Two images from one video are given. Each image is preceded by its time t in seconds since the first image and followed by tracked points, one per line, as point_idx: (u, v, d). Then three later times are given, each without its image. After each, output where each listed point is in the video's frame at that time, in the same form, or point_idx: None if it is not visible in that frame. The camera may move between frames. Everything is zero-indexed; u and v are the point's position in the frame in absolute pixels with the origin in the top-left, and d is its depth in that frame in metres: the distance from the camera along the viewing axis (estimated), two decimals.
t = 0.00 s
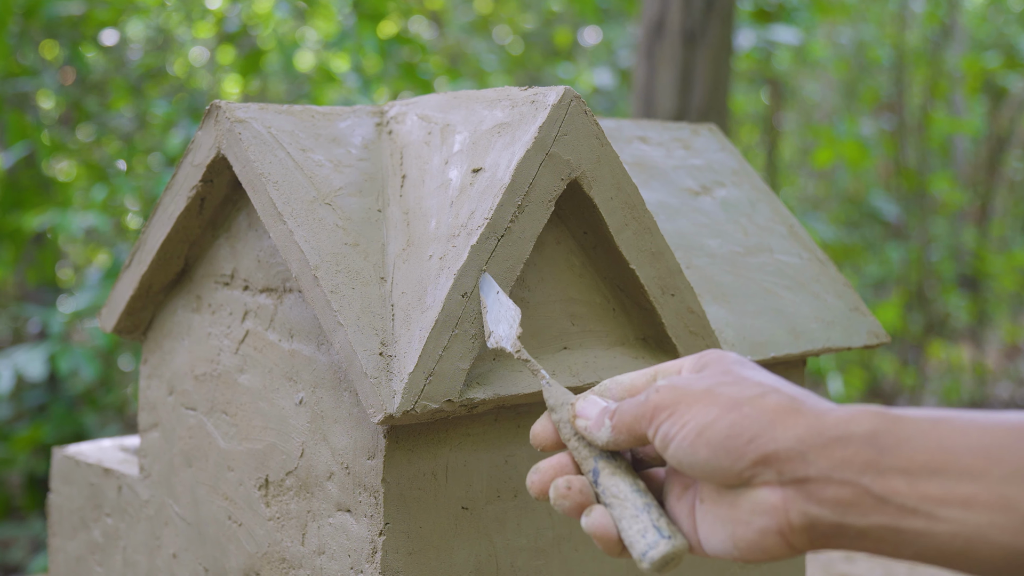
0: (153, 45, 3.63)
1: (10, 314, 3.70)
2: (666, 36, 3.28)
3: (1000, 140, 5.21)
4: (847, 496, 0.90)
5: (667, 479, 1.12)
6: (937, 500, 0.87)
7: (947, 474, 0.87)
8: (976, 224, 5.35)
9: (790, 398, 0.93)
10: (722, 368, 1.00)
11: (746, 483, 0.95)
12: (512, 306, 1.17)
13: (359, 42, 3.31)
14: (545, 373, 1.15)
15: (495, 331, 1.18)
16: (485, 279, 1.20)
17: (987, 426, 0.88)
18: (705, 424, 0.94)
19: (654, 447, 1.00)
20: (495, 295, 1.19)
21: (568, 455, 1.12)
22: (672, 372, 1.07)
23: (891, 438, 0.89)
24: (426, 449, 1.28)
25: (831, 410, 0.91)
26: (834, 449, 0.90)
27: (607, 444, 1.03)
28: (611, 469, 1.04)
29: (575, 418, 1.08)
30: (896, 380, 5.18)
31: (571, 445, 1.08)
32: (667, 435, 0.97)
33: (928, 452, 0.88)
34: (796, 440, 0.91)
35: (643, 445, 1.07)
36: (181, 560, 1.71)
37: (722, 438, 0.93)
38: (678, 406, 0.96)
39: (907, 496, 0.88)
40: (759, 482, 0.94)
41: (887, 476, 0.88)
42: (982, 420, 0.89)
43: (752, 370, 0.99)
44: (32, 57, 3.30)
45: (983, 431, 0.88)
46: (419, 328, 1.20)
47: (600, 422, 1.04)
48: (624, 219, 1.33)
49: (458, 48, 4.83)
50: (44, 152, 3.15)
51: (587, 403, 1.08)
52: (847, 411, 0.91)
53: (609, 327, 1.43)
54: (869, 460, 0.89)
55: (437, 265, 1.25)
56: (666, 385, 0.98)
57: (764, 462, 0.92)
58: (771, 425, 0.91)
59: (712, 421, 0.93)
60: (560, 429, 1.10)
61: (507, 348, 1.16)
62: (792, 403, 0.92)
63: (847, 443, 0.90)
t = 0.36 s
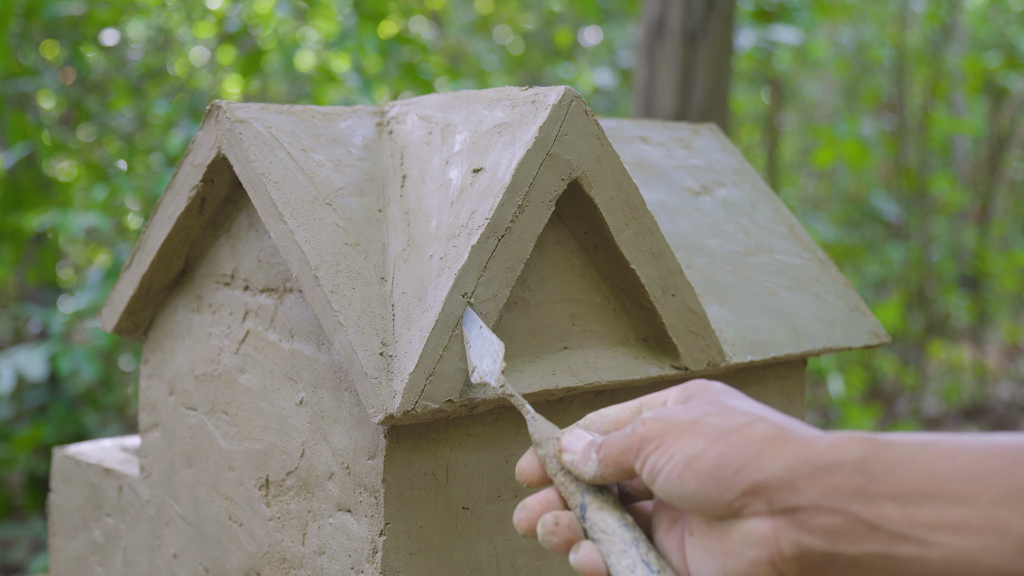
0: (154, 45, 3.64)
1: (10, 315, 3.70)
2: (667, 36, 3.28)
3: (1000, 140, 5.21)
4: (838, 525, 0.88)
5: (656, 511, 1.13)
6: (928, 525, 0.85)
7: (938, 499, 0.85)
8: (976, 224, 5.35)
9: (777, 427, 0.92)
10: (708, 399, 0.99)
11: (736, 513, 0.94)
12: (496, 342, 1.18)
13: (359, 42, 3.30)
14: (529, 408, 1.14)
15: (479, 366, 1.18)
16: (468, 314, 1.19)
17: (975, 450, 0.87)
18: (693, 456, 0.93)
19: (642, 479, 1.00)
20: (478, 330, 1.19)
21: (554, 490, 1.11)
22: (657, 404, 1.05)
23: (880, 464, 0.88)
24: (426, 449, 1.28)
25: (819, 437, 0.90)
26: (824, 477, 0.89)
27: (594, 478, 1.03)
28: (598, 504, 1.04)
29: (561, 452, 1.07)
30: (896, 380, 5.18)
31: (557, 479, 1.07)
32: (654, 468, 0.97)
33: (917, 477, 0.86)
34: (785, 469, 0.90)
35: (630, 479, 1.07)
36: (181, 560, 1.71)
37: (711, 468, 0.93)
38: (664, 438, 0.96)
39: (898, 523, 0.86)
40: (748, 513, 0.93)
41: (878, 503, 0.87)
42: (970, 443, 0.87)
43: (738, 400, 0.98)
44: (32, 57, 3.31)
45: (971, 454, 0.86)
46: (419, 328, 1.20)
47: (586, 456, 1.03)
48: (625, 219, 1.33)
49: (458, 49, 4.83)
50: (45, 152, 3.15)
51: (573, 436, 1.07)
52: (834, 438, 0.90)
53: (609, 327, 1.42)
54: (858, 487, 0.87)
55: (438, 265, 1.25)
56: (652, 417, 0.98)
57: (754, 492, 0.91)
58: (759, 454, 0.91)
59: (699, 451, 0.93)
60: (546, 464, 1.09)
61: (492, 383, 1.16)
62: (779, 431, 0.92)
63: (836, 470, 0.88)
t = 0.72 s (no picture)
0: (155, 45, 3.65)
1: (11, 315, 3.70)
2: (668, 36, 3.27)
3: (1001, 140, 5.21)
4: (829, 549, 0.89)
5: (643, 543, 1.13)
6: (921, 548, 0.84)
7: (930, 521, 0.84)
8: (977, 224, 5.35)
9: (765, 453, 0.92)
10: (695, 428, 1.00)
11: (727, 542, 0.95)
12: (479, 378, 1.19)
13: (360, 42, 3.30)
14: (513, 444, 1.14)
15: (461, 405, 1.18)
16: (451, 353, 1.18)
17: (967, 470, 0.85)
18: (682, 484, 0.94)
19: (631, 511, 1.01)
20: (461, 366, 1.18)
21: (541, 526, 1.12)
22: (642, 436, 1.08)
23: (870, 488, 0.87)
24: (427, 449, 1.28)
25: (807, 462, 0.90)
26: (813, 502, 0.88)
27: (581, 512, 1.03)
28: (586, 538, 1.05)
29: (546, 487, 1.08)
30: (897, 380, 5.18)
31: (544, 514, 1.07)
32: (643, 498, 0.97)
33: (908, 500, 0.85)
34: (775, 494, 0.90)
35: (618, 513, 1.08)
36: (182, 560, 1.71)
37: (700, 497, 0.93)
38: (652, 468, 0.97)
39: (891, 546, 0.85)
40: (740, 540, 0.94)
41: (869, 526, 0.86)
42: (960, 462, 0.86)
43: (724, 428, 0.99)
44: (33, 56, 3.32)
45: (962, 475, 0.85)
46: (420, 328, 1.20)
47: (573, 490, 1.04)
48: (625, 219, 1.33)
49: (460, 49, 4.83)
50: (46, 152, 3.15)
51: (558, 470, 1.08)
52: (823, 462, 0.90)
53: (610, 327, 1.42)
54: (849, 511, 0.87)
55: (438, 265, 1.25)
56: (639, 447, 0.99)
57: (744, 519, 0.92)
58: (748, 480, 0.91)
59: (688, 479, 0.94)
60: (532, 499, 1.09)
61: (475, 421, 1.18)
62: (767, 457, 0.92)
63: (826, 495, 0.88)
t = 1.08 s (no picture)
0: (155, 45, 3.66)
1: (12, 315, 3.70)
2: (668, 36, 3.27)
3: (1002, 140, 5.21)
4: (820, 570, 0.87)
5: (632, 569, 1.09)
6: (912, 567, 0.83)
7: (920, 539, 0.83)
8: (977, 224, 5.35)
9: (753, 475, 0.92)
10: (681, 451, 1.00)
11: (718, 565, 0.93)
12: (465, 407, 1.18)
13: (361, 42, 3.30)
14: (500, 471, 1.13)
15: (448, 432, 1.16)
16: (436, 381, 1.17)
17: (958, 486, 0.84)
18: (670, 507, 0.93)
19: (620, 537, 1.00)
20: (446, 395, 1.17)
21: (529, 554, 1.11)
22: (630, 460, 1.08)
23: (859, 507, 0.86)
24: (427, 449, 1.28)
25: (795, 482, 0.90)
26: (804, 522, 0.88)
27: (569, 539, 1.04)
28: (574, 566, 1.05)
29: (534, 514, 1.08)
30: (898, 380, 5.18)
31: (532, 543, 1.08)
32: (631, 523, 0.96)
33: (898, 518, 0.84)
34: (763, 515, 0.89)
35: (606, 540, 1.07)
36: (182, 560, 1.71)
37: (688, 521, 0.92)
38: (639, 492, 0.96)
39: (881, 565, 0.84)
40: (730, 564, 0.92)
41: (859, 546, 0.85)
42: (952, 479, 0.85)
43: (712, 450, 0.99)
44: (33, 56, 3.32)
45: (953, 491, 0.84)
46: (420, 329, 1.20)
47: (561, 517, 1.05)
48: (625, 219, 1.33)
49: (460, 49, 4.83)
50: (46, 152, 3.15)
51: (547, 498, 1.09)
52: (811, 482, 0.89)
53: (610, 328, 1.42)
54: (839, 530, 0.86)
55: (438, 266, 1.25)
56: (626, 472, 0.99)
57: (734, 541, 0.90)
58: (737, 502, 0.90)
59: (676, 503, 0.93)
60: (519, 528, 1.10)
61: (461, 448, 1.15)
62: (755, 479, 0.91)
63: (816, 515, 0.87)
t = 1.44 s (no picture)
0: (157, 45, 3.66)
1: (14, 315, 3.70)
2: (670, 35, 3.27)
3: (1004, 140, 5.22)
4: None
5: None
6: None
7: None
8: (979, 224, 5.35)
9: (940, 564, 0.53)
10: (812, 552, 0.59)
11: None
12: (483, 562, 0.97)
13: (363, 42, 3.30)
14: None
15: None
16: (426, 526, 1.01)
17: None
18: None
19: None
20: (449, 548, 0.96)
21: None
22: None
23: None
24: (428, 449, 1.28)
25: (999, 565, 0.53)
26: None
27: None
28: None
29: None
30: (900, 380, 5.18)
31: None
32: None
33: None
34: None
35: None
36: (184, 560, 1.71)
37: None
38: None
39: None
40: None
41: None
42: None
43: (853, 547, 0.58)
44: (35, 56, 3.33)
45: None
46: (422, 328, 1.20)
47: None
48: (627, 219, 1.34)
49: (461, 49, 4.84)
50: (48, 152, 3.15)
51: None
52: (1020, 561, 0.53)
53: (612, 328, 1.42)
54: None
55: (440, 265, 1.25)
56: None
57: None
58: None
59: None
60: None
61: None
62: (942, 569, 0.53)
63: None
